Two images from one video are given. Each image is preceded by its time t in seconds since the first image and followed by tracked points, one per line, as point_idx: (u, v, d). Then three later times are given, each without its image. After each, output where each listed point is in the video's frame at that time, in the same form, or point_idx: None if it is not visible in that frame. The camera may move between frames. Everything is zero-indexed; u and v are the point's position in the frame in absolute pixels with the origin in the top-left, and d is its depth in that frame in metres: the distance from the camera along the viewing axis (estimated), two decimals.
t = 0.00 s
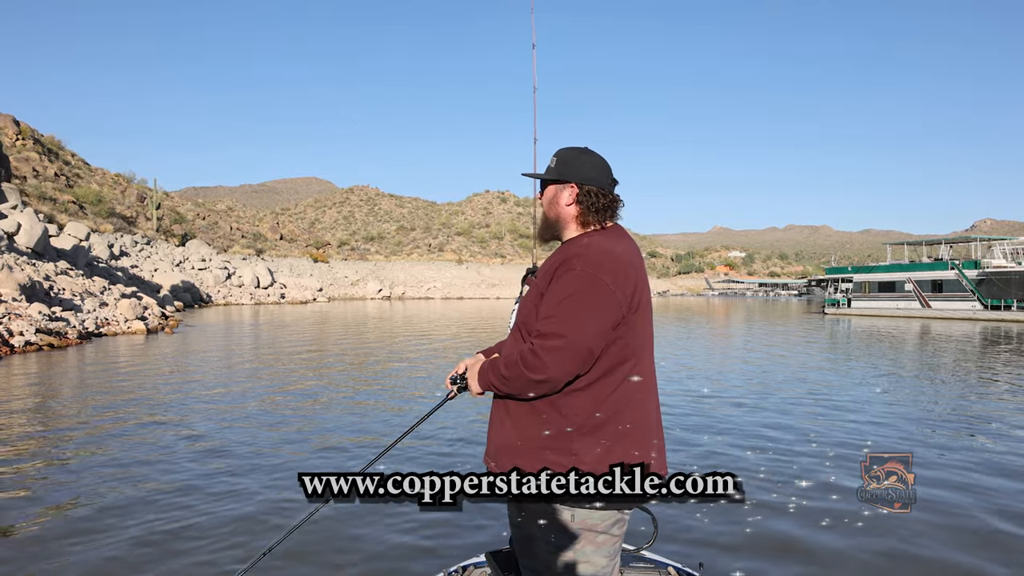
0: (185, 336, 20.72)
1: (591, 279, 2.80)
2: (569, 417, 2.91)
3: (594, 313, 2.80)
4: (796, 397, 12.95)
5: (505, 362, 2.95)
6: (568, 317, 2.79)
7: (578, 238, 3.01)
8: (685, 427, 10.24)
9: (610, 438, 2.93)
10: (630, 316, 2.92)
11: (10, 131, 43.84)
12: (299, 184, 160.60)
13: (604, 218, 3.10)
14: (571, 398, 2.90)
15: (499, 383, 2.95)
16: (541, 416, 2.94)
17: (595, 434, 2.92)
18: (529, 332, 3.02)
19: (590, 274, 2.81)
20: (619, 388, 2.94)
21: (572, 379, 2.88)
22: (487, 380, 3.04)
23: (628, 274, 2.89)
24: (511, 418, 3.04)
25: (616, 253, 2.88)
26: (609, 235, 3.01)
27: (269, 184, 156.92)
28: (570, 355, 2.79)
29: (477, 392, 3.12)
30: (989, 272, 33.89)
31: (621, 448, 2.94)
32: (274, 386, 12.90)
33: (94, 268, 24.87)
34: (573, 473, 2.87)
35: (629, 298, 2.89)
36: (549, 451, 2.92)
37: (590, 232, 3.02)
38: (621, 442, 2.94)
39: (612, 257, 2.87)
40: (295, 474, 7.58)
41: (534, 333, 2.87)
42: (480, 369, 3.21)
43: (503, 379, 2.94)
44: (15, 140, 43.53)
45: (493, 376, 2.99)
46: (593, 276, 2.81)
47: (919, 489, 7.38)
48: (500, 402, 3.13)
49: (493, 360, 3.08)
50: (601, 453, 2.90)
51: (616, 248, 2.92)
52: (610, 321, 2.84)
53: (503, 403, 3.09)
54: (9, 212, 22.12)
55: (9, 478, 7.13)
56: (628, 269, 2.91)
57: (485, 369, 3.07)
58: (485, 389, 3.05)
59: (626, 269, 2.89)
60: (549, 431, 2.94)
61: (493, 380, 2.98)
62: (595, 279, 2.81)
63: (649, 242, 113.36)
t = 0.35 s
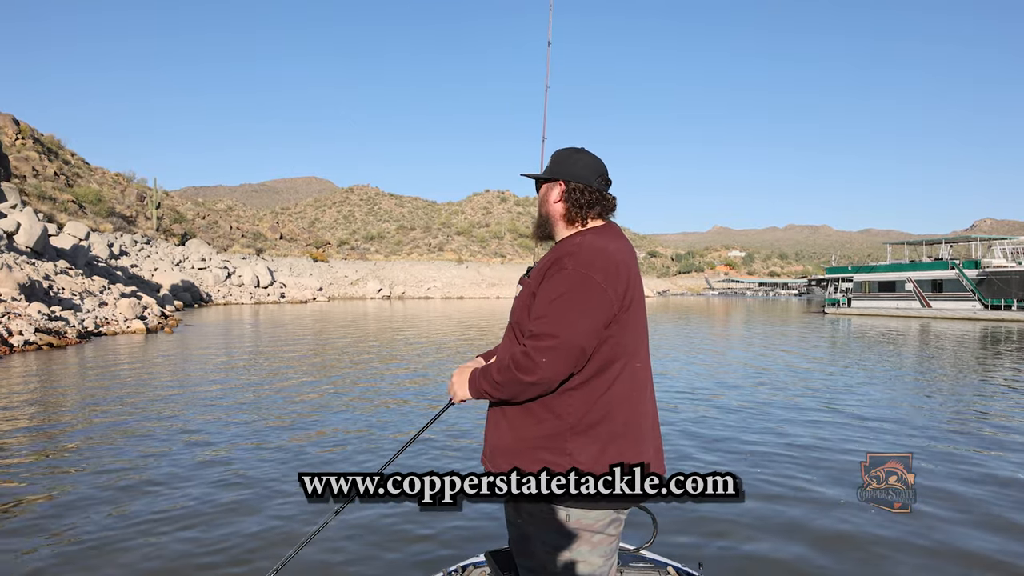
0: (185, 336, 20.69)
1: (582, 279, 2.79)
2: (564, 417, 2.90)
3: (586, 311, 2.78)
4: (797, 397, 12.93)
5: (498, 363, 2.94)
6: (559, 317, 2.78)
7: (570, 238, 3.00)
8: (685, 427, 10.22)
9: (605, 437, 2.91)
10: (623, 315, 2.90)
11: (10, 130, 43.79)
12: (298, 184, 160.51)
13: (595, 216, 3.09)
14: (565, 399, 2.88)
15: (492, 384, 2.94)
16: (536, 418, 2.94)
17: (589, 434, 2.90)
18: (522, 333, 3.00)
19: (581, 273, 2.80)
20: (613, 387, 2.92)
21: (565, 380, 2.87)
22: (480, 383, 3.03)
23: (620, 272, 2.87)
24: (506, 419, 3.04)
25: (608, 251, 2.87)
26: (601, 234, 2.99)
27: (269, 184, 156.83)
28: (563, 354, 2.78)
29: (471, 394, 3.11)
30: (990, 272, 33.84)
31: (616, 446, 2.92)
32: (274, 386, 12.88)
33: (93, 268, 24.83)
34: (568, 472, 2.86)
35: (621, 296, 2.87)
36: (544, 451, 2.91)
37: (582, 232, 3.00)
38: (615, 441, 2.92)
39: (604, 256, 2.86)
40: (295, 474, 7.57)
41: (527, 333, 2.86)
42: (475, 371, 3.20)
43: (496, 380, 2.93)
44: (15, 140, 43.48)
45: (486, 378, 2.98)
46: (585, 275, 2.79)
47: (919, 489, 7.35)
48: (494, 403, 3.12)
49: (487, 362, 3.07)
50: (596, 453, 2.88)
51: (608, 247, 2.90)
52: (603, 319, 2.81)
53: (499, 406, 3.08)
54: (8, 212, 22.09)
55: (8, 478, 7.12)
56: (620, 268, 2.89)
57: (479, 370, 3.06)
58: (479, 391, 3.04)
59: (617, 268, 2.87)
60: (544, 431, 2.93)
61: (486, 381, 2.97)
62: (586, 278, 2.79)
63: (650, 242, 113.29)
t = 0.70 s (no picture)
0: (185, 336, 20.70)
1: (574, 278, 2.78)
2: (559, 419, 2.89)
3: (578, 311, 2.77)
4: (797, 397, 12.94)
5: (493, 364, 2.94)
6: (552, 317, 2.77)
7: (564, 239, 2.99)
8: (685, 427, 10.22)
9: (600, 438, 2.89)
10: (616, 315, 2.88)
11: (9, 131, 43.79)
12: (298, 185, 160.53)
13: (591, 217, 3.08)
14: (559, 400, 2.88)
15: (488, 384, 2.93)
16: (531, 419, 2.93)
17: (585, 435, 2.88)
18: (516, 333, 3.00)
19: (573, 273, 2.79)
20: (608, 388, 2.91)
21: (559, 381, 2.86)
22: (476, 381, 3.03)
23: (614, 272, 2.86)
24: (502, 420, 3.03)
25: (601, 252, 2.86)
26: (596, 234, 2.98)
27: (269, 184, 156.84)
28: (556, 354, 2.77)
29: (467, 395, 3.11)
30: (989, 272, 33.87)
31: (614, 448, 2.91)
32: (273, 386, 12.88)
33: (93, 268, 24.84)
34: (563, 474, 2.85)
35: (614, 296, 2.86)
36: (540, 452, 2.90)
37: (576, 232, 2.99)
38: (612, 442, 2.91)
39: (597, 255, 2.84)
40: (296, 474, 7.57)
41: (520, 333, 2.85)
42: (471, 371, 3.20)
43: (491, 381, 2.93)
44: (14, 140, 43.49)
45: (482, 379, 2.98)
46: (577, 275, 2.78)
47: (919, 489, 7.35)
48: (491, 405, 3.11)
49: (482, 363, 3.07)
50: (592, 454, 2.87)
51: (602, 247, 2.89)
52: (596, 319, 2.80)
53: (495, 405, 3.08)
54: (8, 212, 22.10)
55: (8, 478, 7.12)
56: (614, 267, 2.88)
57: (474, 372, 3.06)
58: (475, 392, 3.04)
59: (611, 268, 2.86)
60: (539, 432, 2.92)
61: (482, 382, 2.97)
62: (578, 278, 2.78)
63: (649, 242, 113.35)
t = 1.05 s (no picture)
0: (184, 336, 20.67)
1: (572, 278, 2.77)
2: (559, 418, 2.88)
3: (575, 310, 2.76)
4: (796, 397, 12.94)
5: (491, 363, 2.93)
6: (549, 316, 2.76)
7: (562, 239, 2.97)
8: (685, 427, 10.21)
9: (600, 437, 2.88)
10: (613, 314, 2.87)
11: (8, 131, 43.73)
12: (297, 184, 160.39)
13: (589, 218, 3.07)
14: (557, 399, 2.87)
15: (487, 384, 2.92)
16: (529, 419, 2.93)
17: (584, 434, 2.88)
18: (514, 333, 2.98)
19: (571, 273, 2.78)
20: (606, 388, 2.89)
21: (556, 380, 2.85)
22: (476, 380, 3.02)
23: (610, 273, 2.85)
24: (501, 420, 3.02)
25: (600, 251, 2.85)
26: (594, 234, 2.97)
27: (268, 184, 156.73)
28: (553, 354, 2.76)
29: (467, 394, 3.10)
30: (989, 272, 33.86)
31: (613, 447, 2.90)
32: (273, 387, 12.85)
33: (92, 268, 24.82)
34: (563, 474, 2.83)
35: (611, 296, 2.85)
36: (539, 452, 2.89)
37: (574, 232, 2.98)
38: (610, 442, 2.90)
39: (595, 255, 2.83)
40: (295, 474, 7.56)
41: (518, 333, 2.84)
42: (471, 370, 3.19)
43: (490, 379, 2.92)
44: (13, 140, 43.42)
45: (481, 379, 2.97)
46: (574, 275, 2.78)
47: (919, 489, 7.34)
48: (490, 404, 3.10)
49: (481, 362, 3.06)
50: (592, 454, 2.86)
51: (599, 247, 2.88)
52: (593, 319, 2.80)
53: (494, 405, 3.07)
54: (8, 212, 22.07)
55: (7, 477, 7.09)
56: (611, 267, 2.87)
57: (474, 371, 3.05)
58: (475, 390, 3.03)
59: (608, 269, 2.85)
60: (538, 432, 2.91)
61: (480, 382, 2.96)
62: (576, 277, 2.77)
63: (649, 242, 113.29)
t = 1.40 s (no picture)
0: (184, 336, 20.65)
1: (578, 279, 2.76)
2: (563, 417, 2.87)
3: (581, 311, 2.75)
4: (796, 397, 12.92)
5: (495, 366, 2.91)
6: (555, 317, 2.75)
7: (566, 241, 2.96)
8: (685, 427, 10.19)
9: (604, 436, 2.88)
10: (618, 314, 2.87)
11: (8, 131, 43.73)
12: (297, 184, 160.32)
13: (591, 221, 3.08)
14: (562, 399, 2.85)
15: (492, 386, 2.90)
16: (534, 419, 2.91)
17: (588, 433, 2.87)
18: (518, 334, 2.97)
19: (577, 274, 2.77)
20: (610, 387, 2.88)
21: (562, 380, 2.84)
22: (481, 380, 3.00)
23: (615, 273, 2.85)
24: (505, 420, 3.01)
25: (604, 252, 2.84)
26: (598, 234, 2.96)
27: (268, 184, 156.68)
28: (558, 355, 2.75)
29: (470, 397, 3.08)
30: (989, 272, 33.88)
31: (616, 446, 2.89)
32: (272, 387, 12.82)
33: (92, 268, 24.81)
34: (568, 473, 2.82)
35: (616, 296, 2.84)
36: (543, 451, 2.88)
37: (578, 234, 2.97)
38: (614, 441, 2.89)
39: (599, 256, 2.82)
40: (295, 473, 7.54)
41: (523, 335, 2.82)
42: (473, 371, 3.17)
43: (494, 381, 2.90)
44: (13, 140, 43.41)
45: (485, 381, 2.95)
46: (580, 275, 2.76)
47: (920, 488, 7.32)
48: (493, 406, 3.09)
49: (484, 364, 3.04)
50: (596, 452, 2.85)
51: (603, 247, 2.87)
52: (598, 319, 2.79)
53: (497, 406, 3.05)
54: (7, 212, 22.06)
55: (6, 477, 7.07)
56: (616, 267, 2.86)
57: (477, 373, 3.03)
58: (478, 393, 3.01)
59: (613, 269, 2.84)
60: (542, 432, 2.89)
61: (485, 384, 2.94)
62: (581, 278, 2.76)
63: (649, 242, 113.33)
